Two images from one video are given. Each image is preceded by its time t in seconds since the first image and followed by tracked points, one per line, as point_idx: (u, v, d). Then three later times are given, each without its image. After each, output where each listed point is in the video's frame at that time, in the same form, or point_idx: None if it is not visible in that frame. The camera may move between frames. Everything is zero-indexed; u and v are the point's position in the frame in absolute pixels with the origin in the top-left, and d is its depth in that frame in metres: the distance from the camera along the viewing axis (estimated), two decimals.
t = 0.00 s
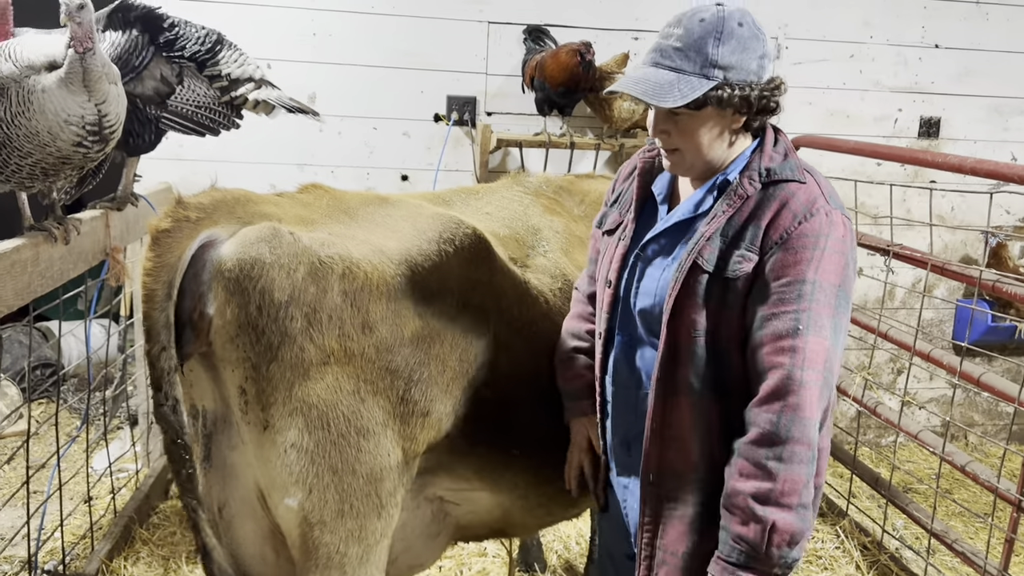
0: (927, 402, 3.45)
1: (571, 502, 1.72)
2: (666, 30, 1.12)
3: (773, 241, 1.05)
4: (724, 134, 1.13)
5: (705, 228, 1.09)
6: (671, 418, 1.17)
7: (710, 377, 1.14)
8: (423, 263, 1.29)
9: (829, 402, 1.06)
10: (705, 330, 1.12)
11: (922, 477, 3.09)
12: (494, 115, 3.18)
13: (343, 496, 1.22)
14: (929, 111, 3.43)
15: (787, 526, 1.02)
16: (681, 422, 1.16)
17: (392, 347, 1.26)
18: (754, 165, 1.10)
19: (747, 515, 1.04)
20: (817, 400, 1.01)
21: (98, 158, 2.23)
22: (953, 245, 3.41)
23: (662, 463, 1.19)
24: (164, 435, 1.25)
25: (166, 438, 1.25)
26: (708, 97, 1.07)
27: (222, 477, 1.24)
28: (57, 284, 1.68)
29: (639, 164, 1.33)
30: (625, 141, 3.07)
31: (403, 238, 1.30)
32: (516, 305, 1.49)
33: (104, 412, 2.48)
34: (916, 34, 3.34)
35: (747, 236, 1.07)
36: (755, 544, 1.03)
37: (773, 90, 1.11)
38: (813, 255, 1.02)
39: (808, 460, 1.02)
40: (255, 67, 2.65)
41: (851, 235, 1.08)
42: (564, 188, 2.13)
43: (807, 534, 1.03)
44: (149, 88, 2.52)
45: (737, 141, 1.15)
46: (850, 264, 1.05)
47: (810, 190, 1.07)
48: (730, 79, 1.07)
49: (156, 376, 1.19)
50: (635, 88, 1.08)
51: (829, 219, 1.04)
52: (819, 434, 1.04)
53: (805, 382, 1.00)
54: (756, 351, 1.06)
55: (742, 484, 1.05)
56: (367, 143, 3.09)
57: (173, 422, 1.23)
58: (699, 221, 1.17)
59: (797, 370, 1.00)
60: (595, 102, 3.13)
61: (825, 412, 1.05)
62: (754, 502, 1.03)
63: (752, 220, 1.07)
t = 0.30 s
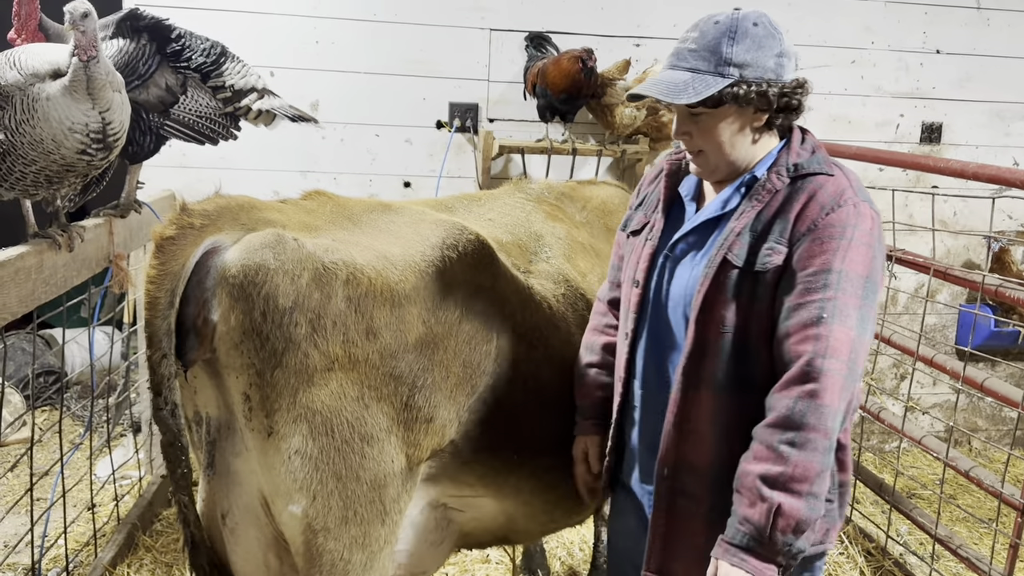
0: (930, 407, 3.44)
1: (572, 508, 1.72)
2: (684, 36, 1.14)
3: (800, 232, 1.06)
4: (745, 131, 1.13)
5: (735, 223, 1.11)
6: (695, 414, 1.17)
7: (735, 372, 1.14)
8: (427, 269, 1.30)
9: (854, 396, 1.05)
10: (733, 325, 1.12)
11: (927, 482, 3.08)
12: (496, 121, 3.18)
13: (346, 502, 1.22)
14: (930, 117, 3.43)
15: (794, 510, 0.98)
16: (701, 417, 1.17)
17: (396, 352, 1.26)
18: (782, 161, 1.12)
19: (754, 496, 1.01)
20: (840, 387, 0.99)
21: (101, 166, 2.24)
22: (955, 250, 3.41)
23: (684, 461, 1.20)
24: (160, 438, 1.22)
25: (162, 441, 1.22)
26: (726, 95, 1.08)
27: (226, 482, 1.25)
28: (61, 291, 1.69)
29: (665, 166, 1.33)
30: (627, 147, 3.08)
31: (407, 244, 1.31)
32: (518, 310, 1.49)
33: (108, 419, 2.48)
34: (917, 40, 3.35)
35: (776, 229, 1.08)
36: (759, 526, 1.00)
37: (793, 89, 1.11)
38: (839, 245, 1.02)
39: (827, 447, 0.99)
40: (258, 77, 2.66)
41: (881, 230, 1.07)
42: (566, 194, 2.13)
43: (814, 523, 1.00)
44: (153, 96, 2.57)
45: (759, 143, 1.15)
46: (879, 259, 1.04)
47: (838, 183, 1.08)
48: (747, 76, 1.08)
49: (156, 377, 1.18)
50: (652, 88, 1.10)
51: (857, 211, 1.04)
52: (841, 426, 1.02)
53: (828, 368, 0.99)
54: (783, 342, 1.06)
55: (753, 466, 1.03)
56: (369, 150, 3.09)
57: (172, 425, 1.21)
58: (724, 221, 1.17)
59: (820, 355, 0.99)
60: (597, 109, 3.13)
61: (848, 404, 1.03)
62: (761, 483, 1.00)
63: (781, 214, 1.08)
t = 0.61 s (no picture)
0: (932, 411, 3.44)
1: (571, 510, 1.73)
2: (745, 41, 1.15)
3: (888, 235, 1.03)
4: (796, 142, 1.11)
5: (819, 227, 1.07)
6: (781, 423, 1.13)
7: (826, 380, 1.10)
8: (429, 272, 1.30)
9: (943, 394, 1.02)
10: (823, 332, 1.08)
11: (929, 486, 3.07)
12: (497, 125, 3.19)
13: (347, 508, 1.22)
14: (931, 121, 3.44)
15: (898, 510, 0.96)
16: (792, 426, 1.12)
17: (398, 356, 1.26)
18: (860, 164, 1.10)
19: (857, 496, 0.98)
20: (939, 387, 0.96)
21: (103, 169, 2.24)
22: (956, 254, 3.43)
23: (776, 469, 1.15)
24: (160, 445, 1.24)
25: (161, 448, 1.24)
26: (776, 101, 1.07)
27: (225, 485, 1.24)
28: (63, 294, 1.69)
29: (726, 167, 1.29)
30: (628, 151, 3.08)
31: (408, 247, 1.32)
32: (521, 313, 1.49)
33: (109, 423, 2.48)
34: (917, 44, 3.35)
35: (863, 232, 1.04)
36: (862, 522, 0.97)
37: (851, 98, 1.08)
38: (929, 246, 0.99)
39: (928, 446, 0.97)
40: (258, 81, 2.67)
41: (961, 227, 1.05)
42: (566, 198, 2.13)
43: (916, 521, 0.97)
44: (156, 101, 2.56)
45: (824, 144, 1.13)
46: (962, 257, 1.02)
47: (921, 185, 1.04)
48: (799, 83, 1.07)
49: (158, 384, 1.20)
50: (702, 92, 1.12)
51: (943, 212, 1.01)
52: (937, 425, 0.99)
53: (927, 370, 0.96)
54: (876, 347, 1.03)
55: (851, 465, 1.00)
56: (370, 154, 3.10)
57: (172, 431, 1.23)
58: (804, 223, 1.13)
59: (920, 356, 0.96)
60: (598, 113, 3.14)
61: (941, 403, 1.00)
62: (864, 481, 0.97)
63: (867, 217, 1.05)
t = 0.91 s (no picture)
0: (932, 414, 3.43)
1: (574, 510, 1.73)
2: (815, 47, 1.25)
3: (960, 249, 1.13)
4: (854, 150, 1.22)
5: (887, 238, 1.18)
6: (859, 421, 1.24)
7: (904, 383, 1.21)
8: (431, 273, 1.31)
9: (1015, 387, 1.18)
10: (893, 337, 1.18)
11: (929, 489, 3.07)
12: (497, 128, 3.19)
13: (350, 509, 1.22)
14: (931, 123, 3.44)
15: None
16: (870, 426, 1.24)
17: (401, 358, 1.26)
18: (924, 176, 1.21)
19: (992, 522, 1.13)
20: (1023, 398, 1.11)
21: (103, 171, 2.25)
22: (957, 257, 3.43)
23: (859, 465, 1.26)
24: (160, 450, 1.23)
25: (161, 454, 1.23)
26: (832, 107, 1.17)
27: (226, 488, 1.24)
28: (62, 296, 1.68)
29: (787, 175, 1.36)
30: (629, 153, 3.08)
31: (411, 249, 1.32)
32: (521, 315, 1.49)
33: (108, 426, 2.47)
34: (917, 47, 3.35)
35: (931, 244, 1.15)
36: (1004, 544, 1.13)
37: (908, 111, 1.17)
38: (999, 263, 1.11)
39: None
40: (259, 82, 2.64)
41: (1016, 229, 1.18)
42: (565, 200, 2.13)
43: None
44: (157, 103, 2.59)
45: (883, 152, 1.23)
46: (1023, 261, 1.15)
47: (985, 199, 1.16)
48: (858, 92, 1.17)
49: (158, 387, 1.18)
50: (767, 90, 1.23)
51: (1007, 226, 1.14)
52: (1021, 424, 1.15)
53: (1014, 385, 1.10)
54: (954, 357, 1.14)
55: (976, 493, 1.14)
56: (371, 157, 3.10)
57: (172, 437, 1.22)
58: (871, 233, 1.22)
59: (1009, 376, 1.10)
60: (598, 115, 3.14)
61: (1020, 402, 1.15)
62: (999, 508, 1.12)
63: (934, 229, 1.16)
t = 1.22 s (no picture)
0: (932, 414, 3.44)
1: (576, 510, 1.72)
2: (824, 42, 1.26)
3: (968, 241, 1.15)
4: (858, 146, 1.23)
5: (899, 233, 1.18)
6: (872, 412, 1.25)
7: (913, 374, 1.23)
8: (432, 272, 1.31)
9: None
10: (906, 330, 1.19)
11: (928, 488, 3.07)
12: (496, 128, 3.19)
13: (355, 507, 1.22)
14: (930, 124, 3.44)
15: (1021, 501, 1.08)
16: (883, 417, 1.25)
17: (402, 357, 1.25)
18: (929, 172, 1.22)
19: (984, 494, 1.10)
20: None
21: (101, 171, 2.25)
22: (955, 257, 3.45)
23: (869, 453, 1.27)
24: (170, 450, 1.23)
25: (172, 454, 1.23)
26: (839, 101, 1.18)
27: (226, 488, 1.22)
28: (60, 295, 1.68)
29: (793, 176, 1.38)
30: (628, 153, 3.08)
31: (412, 248, 1.32)
32: (523, 315, 1.48)
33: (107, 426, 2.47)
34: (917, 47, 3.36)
35: (940, 238, 1.17)
36: (995, 517, 1.09)
37: (911, 109, 1.19)
38: (1006, 252, 1.13)
39: None
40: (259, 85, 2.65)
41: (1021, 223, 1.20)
42: (565, 200, 2.13)
43: None
44: (157, 103, 2.57)
45: (887, 148, 1.25)
46: None
47: (990, 193, 1.18)
48: (865, 88, 1.17)
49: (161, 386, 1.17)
50: (776, 83, 1.23)
51: (1013, 219, 1.15)
52: None
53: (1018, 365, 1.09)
54: (965, 344, 1.15)
55: (971, 468, 1.12)
56: (370, 156, 3.10)
57: (182, 436, 1.22)
58: (881, 229, 1.24)
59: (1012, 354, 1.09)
60: (597, 115, 3.14)
61: None
62: (993, 481, 1.09)
63: (942, 224, 1.18)
